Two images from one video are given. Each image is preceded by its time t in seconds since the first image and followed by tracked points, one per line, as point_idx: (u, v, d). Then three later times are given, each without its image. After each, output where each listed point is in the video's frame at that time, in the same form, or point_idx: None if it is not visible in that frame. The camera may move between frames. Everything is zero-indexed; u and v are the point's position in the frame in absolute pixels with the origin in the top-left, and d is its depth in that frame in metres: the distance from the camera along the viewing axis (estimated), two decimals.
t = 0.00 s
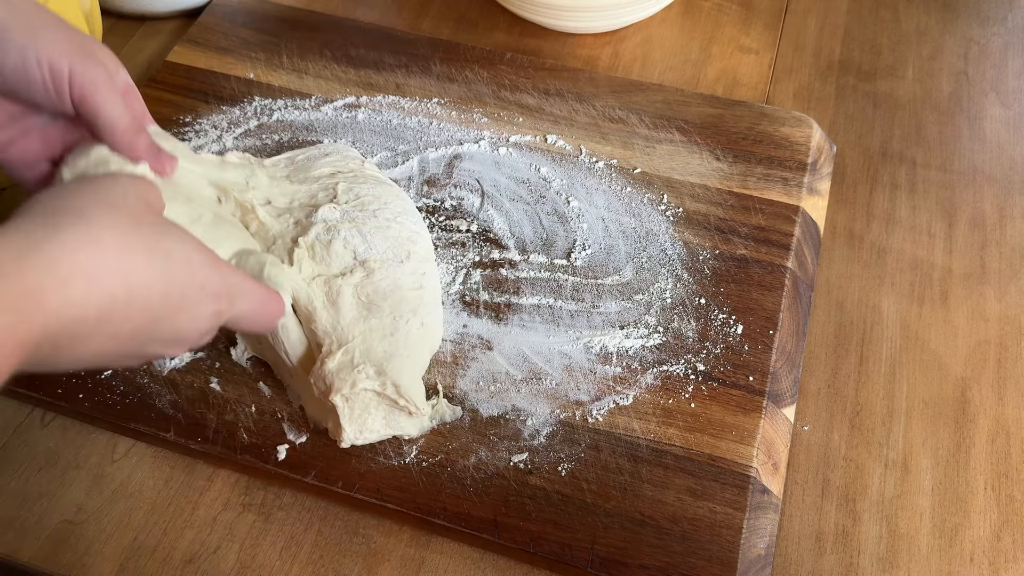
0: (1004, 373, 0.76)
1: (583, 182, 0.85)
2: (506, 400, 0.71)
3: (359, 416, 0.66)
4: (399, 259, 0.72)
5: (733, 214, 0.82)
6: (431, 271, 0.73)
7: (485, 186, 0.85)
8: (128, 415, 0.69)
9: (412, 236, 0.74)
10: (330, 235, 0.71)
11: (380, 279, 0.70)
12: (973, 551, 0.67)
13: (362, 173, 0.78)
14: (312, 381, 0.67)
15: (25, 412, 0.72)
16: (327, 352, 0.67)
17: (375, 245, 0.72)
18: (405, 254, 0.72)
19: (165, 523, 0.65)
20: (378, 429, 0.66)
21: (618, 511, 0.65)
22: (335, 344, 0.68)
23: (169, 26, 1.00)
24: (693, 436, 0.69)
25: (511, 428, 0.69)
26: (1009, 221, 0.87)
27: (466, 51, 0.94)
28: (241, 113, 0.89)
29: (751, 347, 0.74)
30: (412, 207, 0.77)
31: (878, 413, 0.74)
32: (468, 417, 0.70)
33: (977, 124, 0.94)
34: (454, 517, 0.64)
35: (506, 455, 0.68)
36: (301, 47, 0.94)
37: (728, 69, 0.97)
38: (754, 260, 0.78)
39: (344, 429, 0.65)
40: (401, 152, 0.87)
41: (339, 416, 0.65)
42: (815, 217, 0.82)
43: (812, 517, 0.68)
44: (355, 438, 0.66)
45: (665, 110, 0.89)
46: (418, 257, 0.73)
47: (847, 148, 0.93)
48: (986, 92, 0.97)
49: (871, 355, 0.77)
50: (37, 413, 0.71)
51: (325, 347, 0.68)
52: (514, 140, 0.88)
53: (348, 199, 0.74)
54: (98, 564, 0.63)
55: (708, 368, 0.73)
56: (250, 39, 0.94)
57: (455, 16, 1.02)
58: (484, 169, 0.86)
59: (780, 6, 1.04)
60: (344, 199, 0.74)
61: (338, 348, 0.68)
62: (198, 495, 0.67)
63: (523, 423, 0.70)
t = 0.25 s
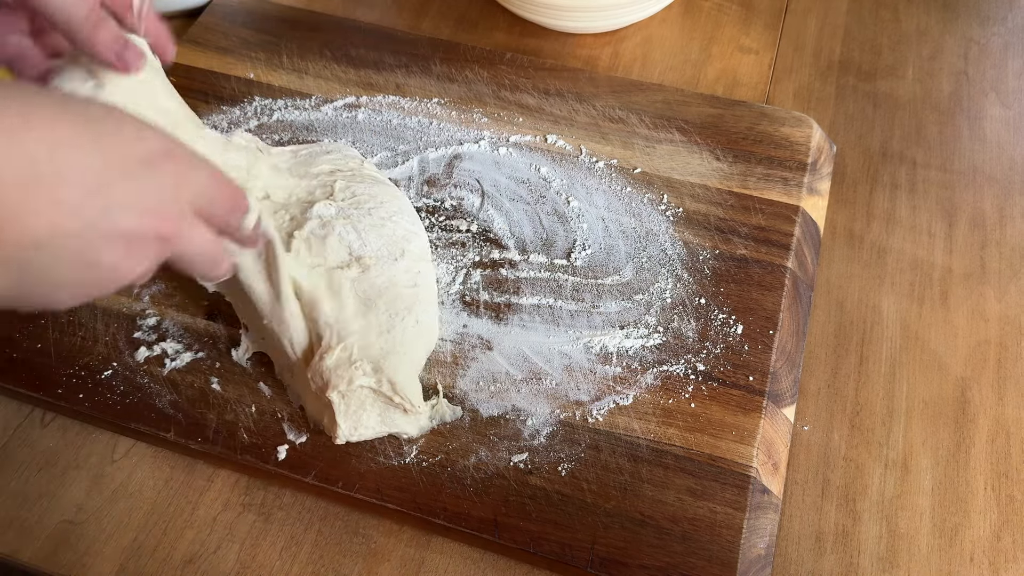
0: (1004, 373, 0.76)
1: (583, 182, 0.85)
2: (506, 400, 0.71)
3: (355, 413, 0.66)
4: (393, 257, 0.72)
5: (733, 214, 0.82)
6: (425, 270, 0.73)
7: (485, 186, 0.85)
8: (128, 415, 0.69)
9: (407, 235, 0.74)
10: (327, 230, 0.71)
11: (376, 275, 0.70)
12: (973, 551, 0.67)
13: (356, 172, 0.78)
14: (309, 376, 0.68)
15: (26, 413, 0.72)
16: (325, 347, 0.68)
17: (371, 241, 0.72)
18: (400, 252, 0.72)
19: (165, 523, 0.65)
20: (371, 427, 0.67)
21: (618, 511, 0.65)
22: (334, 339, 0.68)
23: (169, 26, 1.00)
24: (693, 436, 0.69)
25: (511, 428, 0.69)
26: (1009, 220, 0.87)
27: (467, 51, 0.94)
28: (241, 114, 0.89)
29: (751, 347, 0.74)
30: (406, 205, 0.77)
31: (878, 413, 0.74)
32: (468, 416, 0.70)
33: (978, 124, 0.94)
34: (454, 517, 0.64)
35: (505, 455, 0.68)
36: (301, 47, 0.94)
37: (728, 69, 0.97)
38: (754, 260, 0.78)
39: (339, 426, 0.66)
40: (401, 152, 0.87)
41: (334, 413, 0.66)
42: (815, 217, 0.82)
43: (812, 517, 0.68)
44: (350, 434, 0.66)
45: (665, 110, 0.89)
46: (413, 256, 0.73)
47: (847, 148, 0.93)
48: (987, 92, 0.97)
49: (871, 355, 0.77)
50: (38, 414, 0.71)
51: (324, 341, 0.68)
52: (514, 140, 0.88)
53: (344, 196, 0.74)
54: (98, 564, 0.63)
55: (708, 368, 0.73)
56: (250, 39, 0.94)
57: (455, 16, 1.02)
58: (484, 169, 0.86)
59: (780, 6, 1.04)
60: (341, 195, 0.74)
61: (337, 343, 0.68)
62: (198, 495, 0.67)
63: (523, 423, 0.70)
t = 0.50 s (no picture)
0: (1004, 372, 0.77)
1: (583, 182, 0.85)
2: (506, 400, 0.71)
3: (370, 413, 0.66)
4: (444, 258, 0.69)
5: (733, 215, 0.81)
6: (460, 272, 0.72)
7: (485, 186, 0.85)
8: (128, 415, 0.69)
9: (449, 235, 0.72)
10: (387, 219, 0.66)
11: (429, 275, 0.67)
12: (973, 551, 0.67)
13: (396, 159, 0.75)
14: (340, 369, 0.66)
15: (25, 413, 0.72)
16: (367, 344, 0.65)
17: (425, 239, 0.68)
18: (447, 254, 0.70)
19: (165, 523, 0.65)
20: (379, 427, 0.67)
21: (618, 511, 0.65)
22: (380, 337, 0.65)
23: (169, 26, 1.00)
24: (693, 436, 0.69)
25: (511, 428, 0.69)
26: (1009, 220, 0.87)
27: (467, 51, 0.94)
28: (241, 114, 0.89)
29: (751, 347, 0.74)
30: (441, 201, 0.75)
31: (878, 413, 0.74)
32: (468, 417, 0.70)
33: (978, 124, 0.94)
34: (454, 517, 0.64)
35: (506, 455, 0.68)
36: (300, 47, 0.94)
37: (728, 69, 0.97)
38: (754, 260, 0.78)
39: (352, 421, 0.65)
40: (401, 152, 0.87)
41: (352, 409, 0.65)
42: (815, 218, 0.82)
43: (812, 517, 0.68)
44: (358, 433, 0.66)
45: (665, 110, 0.89)
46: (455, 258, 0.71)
47: (847, 148, 0.93)
48: (987, 92, 0.97)
49: (871, 355, 0.77)
50: (38, 414, 0.71)
51: (371, 336, 0.65)
52: (514, 140, 0.88)
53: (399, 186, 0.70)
54: (98, 564, 0.63)
55: (708, 368, 0.73)
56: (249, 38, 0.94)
57: (455, 16, 1.02)
58: (484, 169, 0.86)
59: (780, 6, 1.04)
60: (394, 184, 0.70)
61: (384, 341, 0.65)
62: (198, 495, 0.67)
63: (524, 423, 0.70)
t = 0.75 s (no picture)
0: (1004, 373, 0.76)
1: (583, 182, 0.85)
2: (506, 400, 0.71)
3: (379, 413, 0.66)
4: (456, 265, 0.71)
5: (733, 214, 0.81)
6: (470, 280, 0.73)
7: (485, 186, 0.85)
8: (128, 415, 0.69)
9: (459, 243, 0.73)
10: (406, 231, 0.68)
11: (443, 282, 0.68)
12: (973, 551, 0.67)
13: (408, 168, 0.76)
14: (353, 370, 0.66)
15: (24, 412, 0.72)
16: (382, 345, 0.66)
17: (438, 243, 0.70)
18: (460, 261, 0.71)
19: (164, 523, 0.65)
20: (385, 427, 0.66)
21: (618, 511, 0.65)
22: (394, 340, 0.67)
23: (168, 25, 1.00)
24: (693, 436, 0.69)
25: (511, 428, 0.69)
26: (1010, 221, 0.87)
27: (467, 51, 0.94)
28: (240, 113, 0.89)
29: (751, 347, 0.73)
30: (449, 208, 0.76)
31: (878, 413, 0.74)
32: (468, 416, 0.70)
33: (978, 124, 0.94)
34: (454, 517, 0.64)
35: (506, 455, 0.68)
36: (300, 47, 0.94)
37: (728, 69, 0.97)
38: (754, 260, 0.78)
39: (360, 418, 0.65)
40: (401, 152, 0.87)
41: (363, 407, 0.65)
42: (815, 218, 0.82)
43: (812, 517, 0.68)
44: (366, 433, 0.66)
45: (665, 110, 0.88)
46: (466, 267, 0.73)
47: (847, 148, 0.93)
48: (987, 92, 0.97)
49: (871, 355, 0.77)
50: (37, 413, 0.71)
51: (384, 337, 0.67)
52: (514, 140, 0.88)
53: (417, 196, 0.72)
54: (98, 564, 0.63)
55: (708, 368, 0.73)
56: (248, 37, 0.94)
57: (455, 16, 1.01)
58: (484, 169, 0.86)
59: (780, 6, 1.04)
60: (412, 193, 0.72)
61: (397, 342, 0.67)
62: (198, 495, 0.67)
63: (524, 423, 0.70)
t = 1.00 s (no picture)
0: (1004, 373, 0.76)
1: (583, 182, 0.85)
2: (506, 400, 0.71)
3: (389, 420, 0.66)
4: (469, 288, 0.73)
5: (734, 215, 0.81)
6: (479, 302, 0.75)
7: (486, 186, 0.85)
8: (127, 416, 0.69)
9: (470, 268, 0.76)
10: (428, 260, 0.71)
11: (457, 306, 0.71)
12: (974, 552, 0.67)
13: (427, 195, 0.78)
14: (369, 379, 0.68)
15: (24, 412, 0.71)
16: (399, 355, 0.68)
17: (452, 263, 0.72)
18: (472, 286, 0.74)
19: (164, 523, 0.65)
20: (392, 433, 0.67)
21: (618, 511, 0.65)
22: (411, 352, 0.68)
23: (168, 25, 1.00)
24: (693, 436, 0.69)
25: (511, 428, 0.69)
26: (1010, 221, 0.87)
27: (466, 50, 0.93)
28: (240, 113, 0.89)
29: (751, 347, 0.73)
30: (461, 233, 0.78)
31: (879, 413, 0.74)
32: (468, 416, 0.70)
33: (978, 124, 0.94)
34: (454, 517, 0.64)
35: (506, 455, 0.68)
36: (300, 47, 0.94)
37: (728, 69, 0.97)
38: (754, 260, 0.78)
39: (370, 423, 0.66)
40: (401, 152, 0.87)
41: (374, 412, 0.66)
42: (815, 218, 0.82)
43: (812, 517, 0.68)
44: (372, 438, 0.66)
45: (665, 110, 0.88)
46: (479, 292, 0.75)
47: (848, 148, 0.93)
48: (987, 92, 0.97)
49: (872, 355, 0.77)
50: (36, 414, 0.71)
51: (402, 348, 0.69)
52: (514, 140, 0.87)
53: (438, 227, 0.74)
54: (98, 564, 0.63)
55: (708, 368, 0.72)
56: (248, 37, 0.94)
57: (455, 15, 1.01)
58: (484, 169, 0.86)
59: (780, 6, 1.04)
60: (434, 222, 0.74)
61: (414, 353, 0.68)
62: (197, 495, 0.67)
63: (523, 423, 0.70)
